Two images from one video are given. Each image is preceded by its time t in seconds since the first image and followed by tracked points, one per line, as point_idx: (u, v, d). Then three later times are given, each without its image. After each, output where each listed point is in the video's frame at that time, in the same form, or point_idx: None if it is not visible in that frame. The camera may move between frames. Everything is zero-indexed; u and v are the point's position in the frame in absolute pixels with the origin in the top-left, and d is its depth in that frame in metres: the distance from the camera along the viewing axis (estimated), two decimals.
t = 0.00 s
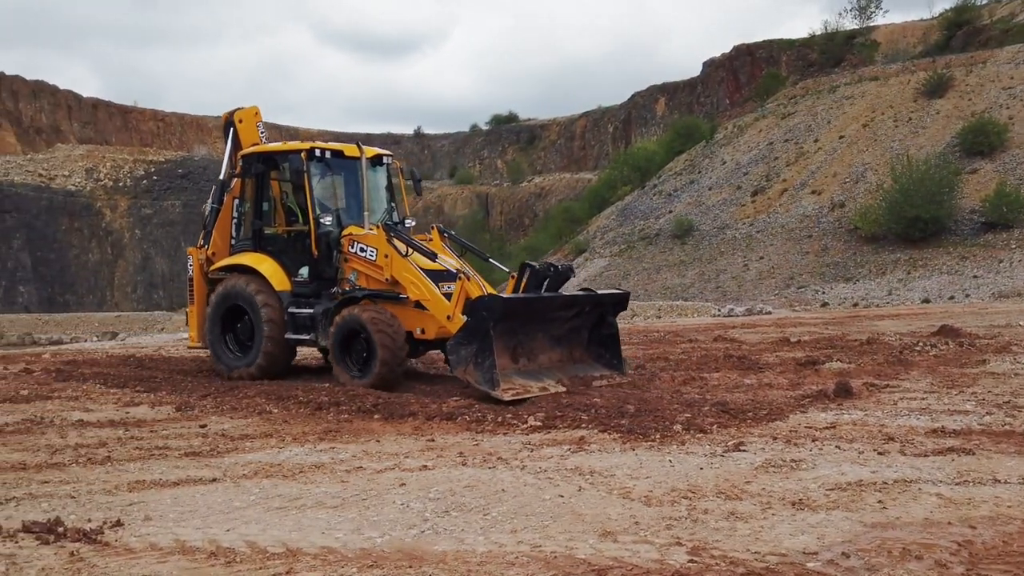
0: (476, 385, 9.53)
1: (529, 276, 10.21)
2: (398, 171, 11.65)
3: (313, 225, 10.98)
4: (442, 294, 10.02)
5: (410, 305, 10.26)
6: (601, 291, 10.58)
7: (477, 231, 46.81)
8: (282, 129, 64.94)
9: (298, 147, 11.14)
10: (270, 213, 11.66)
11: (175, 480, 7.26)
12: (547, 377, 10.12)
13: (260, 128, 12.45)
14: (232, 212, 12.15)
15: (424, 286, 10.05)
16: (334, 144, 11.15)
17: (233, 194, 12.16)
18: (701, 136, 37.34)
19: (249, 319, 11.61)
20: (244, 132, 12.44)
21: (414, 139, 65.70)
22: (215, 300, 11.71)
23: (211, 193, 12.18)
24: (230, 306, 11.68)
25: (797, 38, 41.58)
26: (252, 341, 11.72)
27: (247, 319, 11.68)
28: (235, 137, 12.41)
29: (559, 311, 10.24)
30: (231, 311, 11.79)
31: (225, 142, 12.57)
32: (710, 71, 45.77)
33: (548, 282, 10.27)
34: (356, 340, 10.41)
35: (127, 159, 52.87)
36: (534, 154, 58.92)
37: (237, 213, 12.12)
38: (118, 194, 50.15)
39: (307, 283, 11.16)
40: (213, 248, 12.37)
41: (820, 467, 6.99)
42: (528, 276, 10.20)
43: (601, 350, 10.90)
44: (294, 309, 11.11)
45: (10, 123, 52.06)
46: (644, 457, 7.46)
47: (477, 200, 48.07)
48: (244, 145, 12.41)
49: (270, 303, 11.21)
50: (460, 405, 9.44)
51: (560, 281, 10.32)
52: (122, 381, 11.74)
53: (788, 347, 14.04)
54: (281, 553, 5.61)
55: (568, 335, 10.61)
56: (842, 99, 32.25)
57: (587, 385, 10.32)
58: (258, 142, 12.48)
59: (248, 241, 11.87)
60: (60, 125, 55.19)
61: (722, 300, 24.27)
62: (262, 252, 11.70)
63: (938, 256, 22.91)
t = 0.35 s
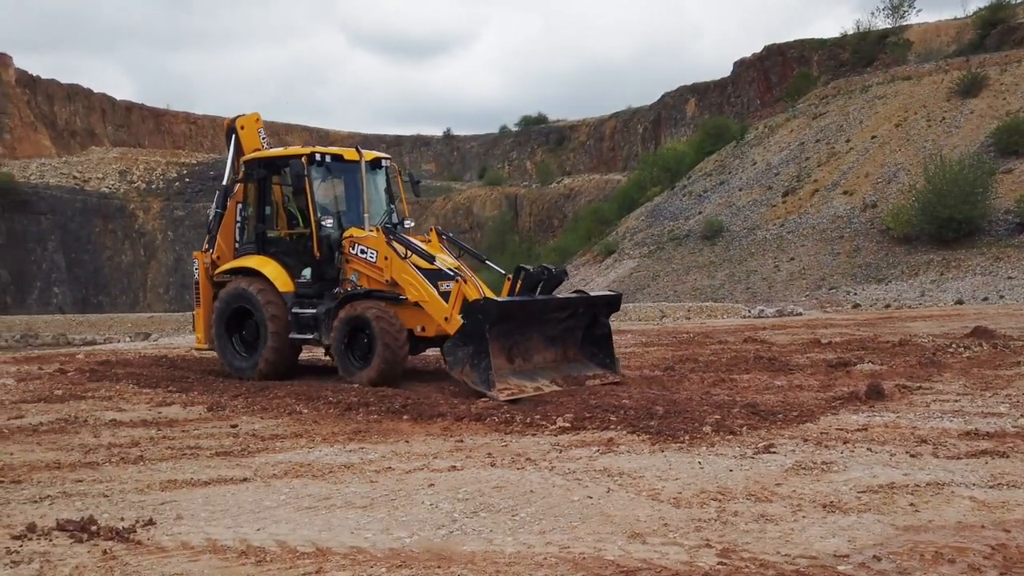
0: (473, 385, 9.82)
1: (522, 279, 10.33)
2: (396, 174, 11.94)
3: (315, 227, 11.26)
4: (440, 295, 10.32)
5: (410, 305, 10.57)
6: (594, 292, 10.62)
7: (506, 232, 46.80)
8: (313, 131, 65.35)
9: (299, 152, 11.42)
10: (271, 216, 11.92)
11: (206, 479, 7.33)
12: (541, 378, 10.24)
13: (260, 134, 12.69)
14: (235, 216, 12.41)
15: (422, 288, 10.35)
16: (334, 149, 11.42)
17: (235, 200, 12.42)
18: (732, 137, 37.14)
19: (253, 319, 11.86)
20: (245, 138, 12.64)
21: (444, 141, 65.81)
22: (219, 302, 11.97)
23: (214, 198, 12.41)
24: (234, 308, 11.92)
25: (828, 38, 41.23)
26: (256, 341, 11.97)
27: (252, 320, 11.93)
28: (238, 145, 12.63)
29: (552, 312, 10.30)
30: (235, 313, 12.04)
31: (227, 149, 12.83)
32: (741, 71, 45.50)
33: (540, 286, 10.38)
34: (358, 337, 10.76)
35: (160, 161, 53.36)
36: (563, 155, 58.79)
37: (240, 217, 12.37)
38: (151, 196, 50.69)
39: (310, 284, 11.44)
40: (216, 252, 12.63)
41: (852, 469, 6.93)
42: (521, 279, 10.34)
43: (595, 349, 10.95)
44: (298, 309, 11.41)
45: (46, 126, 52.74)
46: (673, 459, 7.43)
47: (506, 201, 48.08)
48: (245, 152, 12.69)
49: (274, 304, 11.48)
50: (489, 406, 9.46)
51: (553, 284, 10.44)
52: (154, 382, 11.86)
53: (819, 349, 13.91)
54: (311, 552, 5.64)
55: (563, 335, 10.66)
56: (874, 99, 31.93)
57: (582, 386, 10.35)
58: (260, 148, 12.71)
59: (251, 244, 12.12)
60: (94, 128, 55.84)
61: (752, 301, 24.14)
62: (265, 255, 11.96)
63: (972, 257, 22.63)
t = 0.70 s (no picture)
0: (469, 381, 10.11)
1: (519, 281, 10.77)
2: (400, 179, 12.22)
3: (319, 231, 11.54)
4: (439, 295, 10.60)
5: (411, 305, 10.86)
6: (588, 294, 11.00)
7: (538, 233, 46.70)
8: (346, 133, 65.69)
9: (305, 157, 11.70)
10: (278, 220, 12.24)
11: (240, 479, 7.40)
12: (537, 376, 10.58)
13: (269, 143, 13.18)
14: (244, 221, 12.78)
15: (422, 288, 10.65)
16: (339, 154, 11.71)
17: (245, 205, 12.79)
18: (765, 137, 36.89)
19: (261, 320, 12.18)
20: (255, 146, 13.14)
21: (476, 142, 65.87)
22: (228, 303, 12.35)
23: (225, 203, 12.77)
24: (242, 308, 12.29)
25: (864, 37, 40.80)
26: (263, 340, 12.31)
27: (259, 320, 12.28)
28: (248, 152, 13.08)
29: (548, 313, 10.67)
30: (243, 313, 12.42)
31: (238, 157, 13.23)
32: (775, 70, 45.16)
33: (534, 287, 10.79)
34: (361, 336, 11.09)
35: (194, 164, 53.88)
36: (595, 156, 58.58)
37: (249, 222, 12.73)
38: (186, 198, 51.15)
39: (314, 285, 11.73)
40: (227, 255, 13.04)
41: (886, 472, 6.85)
42: (517, 280, 10.76)
43: (589, 350, 11.32)
44: (303, 309, 11.70)
45: (83, 129, 53.44)
46: (705, 460, 7.39)
47: (538, 202, 48.00)
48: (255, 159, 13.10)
49: (279, 303, 11.79)
50: (520, 407, 9.48)
51: (549, 285, 10.84)
52: (188, 381, 12.00)
53: (853, 351, 13.76)
54: (343, 552, 5.67)
55: (558, 336, 11.04)
56: (910, 99, 31.57)
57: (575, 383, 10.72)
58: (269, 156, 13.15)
59: (258, 247, 12.45)
60: (131, 131, 56.51)
61: (786, 302, 23.96)
62: (272, 257, 12.28)
63: (1010, 258, 22.30)
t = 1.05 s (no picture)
0: (460, 377, 10.44)
1: (510, 281, 10.91)
2: (403, 185, 12.78)
3: (322, 232, 12.12)
4: (436, 295, 10.98)
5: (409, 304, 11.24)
6: (580, 295, 11.12)
7: (566, 234, 46.53)
8: (375, 134, 66.01)
9: (310, 162, 12.31)
10: (285, 223, 12.81)
11: (270, 478, 7.45)
12: (528, 374, 10.77)
13: (279, 150, 13.76)
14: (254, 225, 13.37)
15: (420, 288, 11.06)
16: (343, 160, 12.31)
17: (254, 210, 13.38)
18: (795, 137, 36.70)
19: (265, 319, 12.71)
20: (265, 153, 13.56)
21: (504, 143, 65.87)
22: (234, 302, 12.87)
23: (234, 208, 13.38)
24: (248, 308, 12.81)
25: (896, 36, 40.37)
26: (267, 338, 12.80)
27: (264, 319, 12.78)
28: (257, 158, 13.57)
29: (537, 313, 10.83)
30: (250, 313, 12.93)
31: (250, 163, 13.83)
32: (806, 70, 44.85)
33: (527, 287, 10.97)
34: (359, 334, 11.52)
35: (225, 165, 54.32)
36: (624, 157, 58.34)
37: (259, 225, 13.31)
38: (216, 200, 51.53)
39: (318, 285, 12.25)
40: (237, 258, 13.60)
41: (917, 474, 6.78)
42: (510, 280, 10.91)
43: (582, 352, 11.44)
44: (306, 308, 12.20)
45: (116, 131, 54.00)
46: (735, 462, 7.34)
47: (567, 203, 47.95)
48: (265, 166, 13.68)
49: (283, 302, 12.30)
50: (548, 408, 9.48)
51: (542, 286, 11.01)
52: (218, 381, 12.12)
53: (883, 352, 13.64)
54: (372, 551, 5.69)
55: (551, 336, 11.18)
56: (942, 98, 31.23)
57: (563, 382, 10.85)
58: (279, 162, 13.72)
59: (266, 249, 13.00)
60: (162, 134, 57.09)
61: (816, 303, 23.80)
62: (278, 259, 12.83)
63: None
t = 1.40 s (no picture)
0: (457, 377, 10.92)
1: (505, 282, 11.42)
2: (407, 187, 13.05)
3: (327, 235, 12.38)
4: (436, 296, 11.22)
5: (411, 305, 11.50)
6: (578, 295, 11.57)
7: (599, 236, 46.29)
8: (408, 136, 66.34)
9: (316, 167, 12.56)
10: (292, 225, 13.08)
11: (303, 478, 7.50)
12: (525, 372, 11.22)
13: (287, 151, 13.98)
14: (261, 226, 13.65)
15: (421, 290, 11.30)
16: (348, 164, 12.58)
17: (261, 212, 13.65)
18: (830, 137, 36.40)
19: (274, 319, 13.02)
20: (275, 155, 13.66)
21: (537, 144, 65.72)
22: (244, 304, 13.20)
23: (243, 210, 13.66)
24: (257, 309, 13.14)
25: (933, 35, 39.85)
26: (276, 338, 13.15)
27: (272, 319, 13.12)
28: (268, 161, 13.66)
29: (535, 313, 11.29)
30: (259, 314, 13.26)
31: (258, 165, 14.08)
32: (840, 70, 44.42)
33: (522, 287, 11.44)
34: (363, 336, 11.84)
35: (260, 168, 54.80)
36: (657, 158, 57.91)
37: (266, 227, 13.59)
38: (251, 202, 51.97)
39: (324, 286, 12.56)
40: (245, 259, 13.88)
41: (954, 477, 6.69)
42: (506, 280, 11.43)
43: (581, 349, 11.95)
44: (312, 309, 12.54)
45: (153, 134, 54.66)
46: (768, 464, 7.28)
47: (599, 204, 47.82)
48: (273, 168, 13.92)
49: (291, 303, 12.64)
50: (581, 410, 9.45)
51: (538, 286, 11.42)
52: (252, 381, 12.24)
53: (919, 353, 13.48)
54: (404, 552, 5.71)
55: (549, 335, 11.66)
56: (980, 97, 30.79)
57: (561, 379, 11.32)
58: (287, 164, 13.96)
59: (273, 251, 13.30)
60: (198, 136, 57.72)
61: (850, 305, 23.65)
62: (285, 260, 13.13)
63: None
